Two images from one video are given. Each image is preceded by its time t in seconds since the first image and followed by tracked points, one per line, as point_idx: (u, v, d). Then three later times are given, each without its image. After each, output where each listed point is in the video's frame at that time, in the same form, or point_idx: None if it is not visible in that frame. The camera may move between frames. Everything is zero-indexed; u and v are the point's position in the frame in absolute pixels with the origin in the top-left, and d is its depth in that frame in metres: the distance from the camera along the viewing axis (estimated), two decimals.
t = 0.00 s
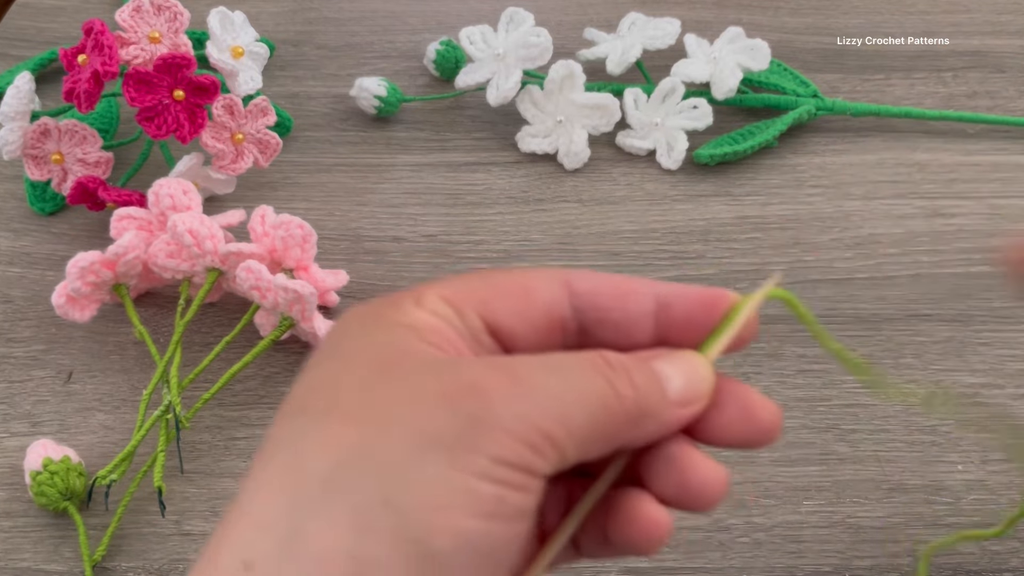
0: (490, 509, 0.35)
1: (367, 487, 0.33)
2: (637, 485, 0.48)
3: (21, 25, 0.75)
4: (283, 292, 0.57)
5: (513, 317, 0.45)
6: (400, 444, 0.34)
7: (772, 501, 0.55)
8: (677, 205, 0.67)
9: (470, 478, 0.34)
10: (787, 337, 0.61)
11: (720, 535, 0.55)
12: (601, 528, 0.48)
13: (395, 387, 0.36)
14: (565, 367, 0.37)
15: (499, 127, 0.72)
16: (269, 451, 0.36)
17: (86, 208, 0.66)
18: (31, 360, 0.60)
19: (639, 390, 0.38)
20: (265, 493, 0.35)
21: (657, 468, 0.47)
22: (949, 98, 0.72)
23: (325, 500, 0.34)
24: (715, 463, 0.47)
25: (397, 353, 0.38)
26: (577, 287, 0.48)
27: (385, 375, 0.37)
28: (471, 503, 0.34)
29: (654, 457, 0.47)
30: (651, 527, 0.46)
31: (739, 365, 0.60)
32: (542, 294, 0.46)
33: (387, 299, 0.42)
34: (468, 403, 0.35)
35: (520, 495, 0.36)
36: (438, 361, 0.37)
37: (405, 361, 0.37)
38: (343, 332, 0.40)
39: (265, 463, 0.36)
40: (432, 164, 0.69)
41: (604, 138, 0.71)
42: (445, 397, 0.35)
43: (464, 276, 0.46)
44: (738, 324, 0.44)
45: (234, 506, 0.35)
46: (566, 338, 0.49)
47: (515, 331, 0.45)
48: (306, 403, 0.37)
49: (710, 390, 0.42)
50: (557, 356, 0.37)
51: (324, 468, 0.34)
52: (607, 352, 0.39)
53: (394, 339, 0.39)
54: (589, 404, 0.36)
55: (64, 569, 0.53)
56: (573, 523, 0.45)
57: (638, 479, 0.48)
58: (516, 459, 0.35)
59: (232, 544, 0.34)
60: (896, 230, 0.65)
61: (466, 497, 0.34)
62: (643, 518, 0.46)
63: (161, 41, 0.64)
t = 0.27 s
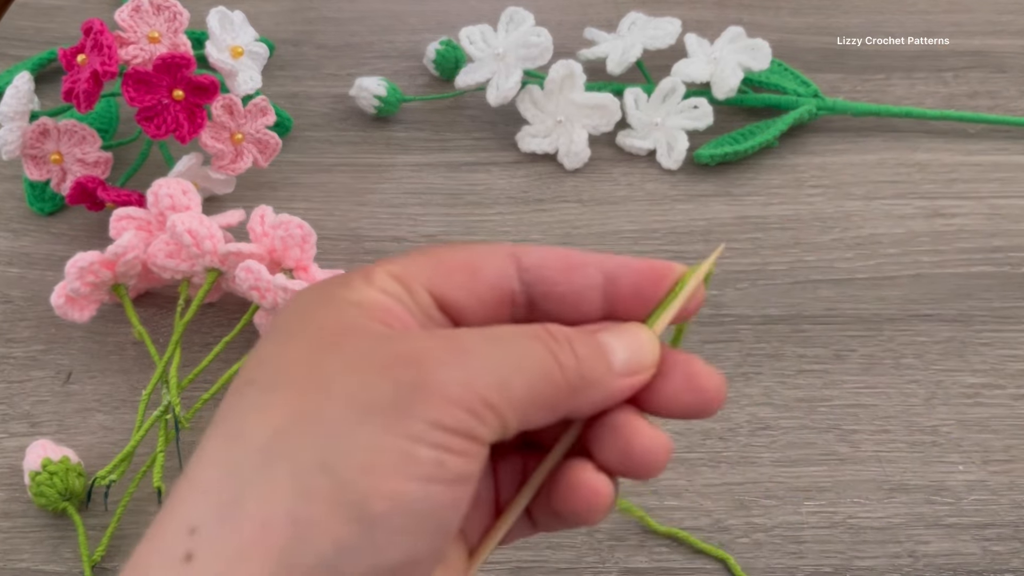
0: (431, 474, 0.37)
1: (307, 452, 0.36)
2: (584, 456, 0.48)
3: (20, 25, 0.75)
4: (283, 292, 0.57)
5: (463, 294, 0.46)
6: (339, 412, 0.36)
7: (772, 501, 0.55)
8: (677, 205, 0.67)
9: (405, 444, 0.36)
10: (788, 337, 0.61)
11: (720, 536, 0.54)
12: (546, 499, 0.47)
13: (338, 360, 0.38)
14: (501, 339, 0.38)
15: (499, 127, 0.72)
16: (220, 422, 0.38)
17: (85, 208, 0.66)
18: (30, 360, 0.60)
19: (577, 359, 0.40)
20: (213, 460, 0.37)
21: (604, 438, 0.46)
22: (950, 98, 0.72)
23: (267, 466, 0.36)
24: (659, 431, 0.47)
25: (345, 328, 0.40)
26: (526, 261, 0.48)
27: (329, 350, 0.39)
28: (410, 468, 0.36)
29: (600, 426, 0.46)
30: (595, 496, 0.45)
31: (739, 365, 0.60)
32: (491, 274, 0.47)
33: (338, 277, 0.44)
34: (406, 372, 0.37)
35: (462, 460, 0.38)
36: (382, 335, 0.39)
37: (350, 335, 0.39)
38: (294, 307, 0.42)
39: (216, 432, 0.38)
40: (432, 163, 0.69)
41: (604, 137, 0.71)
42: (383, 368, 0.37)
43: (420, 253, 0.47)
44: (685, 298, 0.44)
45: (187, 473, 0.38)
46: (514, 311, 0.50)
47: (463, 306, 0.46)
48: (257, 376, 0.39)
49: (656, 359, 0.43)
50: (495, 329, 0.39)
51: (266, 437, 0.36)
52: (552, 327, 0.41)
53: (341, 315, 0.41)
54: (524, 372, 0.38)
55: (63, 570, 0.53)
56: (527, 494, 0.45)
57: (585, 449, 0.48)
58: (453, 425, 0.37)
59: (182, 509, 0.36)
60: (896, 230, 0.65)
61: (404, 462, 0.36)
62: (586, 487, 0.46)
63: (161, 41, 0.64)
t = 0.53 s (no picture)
0: (445, 494, 0.37)
1: (325, 479, 0.35)
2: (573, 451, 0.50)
3: (20, 25, 0.75)
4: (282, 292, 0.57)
5: (447, 289, 0.47)
6: (350, 436, 0.36)
7: (772, 501, 0.55)
8: (677, 205, 0.67)
9: (422, 464, 0.36)
10: (788, 337, 0.60)
11: (720, 536, 0.54)
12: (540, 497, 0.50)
13: (344, 378, 0.38)
14: (505, 350, 0.39)
15: (499, 127, 0.72)
16: (223, 445, 0.38)
17: (85, 208, 0.66)
18: (30, 360, 0.60)
19: (580, 366, 0.41)
20: (221, 487, 0.36)
21: (590, 436, 0.48)
22: (949, 98, 0.72)
23: (281, 496, 0.35)
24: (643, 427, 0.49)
25: (343, 340, 0.40)
26: (509, 256, 0.49)
27: (331, 367, 0.38)
28: (425, 490, 0.36)
29: (586, 425, 0.48)
30: (583, 496, 0.48)
31: (739, 365, 0.60)
32: (474, 268, 0.48)
33: (324, 280, 0.44)
34: (414, 393, 0.37)
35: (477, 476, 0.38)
36: (382, 347, 0.39)
37: (349, 349, 0.39)
38: (284, 315, 0.42)
39: (220, 455, 0.37)
40: (432, 163, 0.69)
41: (604, 137, 0.71)
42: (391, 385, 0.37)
43: (400, 245, 0.47)
44: (661, 292, 0.46)
45: (191, 501, 0.37)
46: (496, 304, 0.51)
47: (447, 300, 0.47)
48: (257, 395, 0.39)
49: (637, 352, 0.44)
50: (495, 337, 0.39)
51: (276, 464, 0.36)
52: (545, 329, 0.41)
53: (336, 325, 0.41)
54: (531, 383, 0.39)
55: (63, 570, 0.53)
56: (507, 485, 0.44)
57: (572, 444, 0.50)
58: (465, 443, 0.37)
59: (193, 541, 0.36)
60: (896, 230, 0.65)
61: (421, 483, 0.36)
62: (575, 488, 0.48)
63: (160, 41, 0.64)
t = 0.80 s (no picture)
0: (546, 537, 0.35)
1: (428, 531, 0.34)
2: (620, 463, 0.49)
3: (22, 26, 0.76)
4: (284, 292, 0.57)
5: (514, 302, 0.44)
6: (456, 485, 0.34)
7: (771, 500, 0.55)
8: (677, 206, 0.67)
9: (524, 510, 0.34)
10: (787, 336, 0.61)
11: (719, 535, 0.55)
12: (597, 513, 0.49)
13: (434, 414, 0.35)
14: (595, 379, 0.37)
15: (499, 128, 0.72)
16: (311, 490, 0.36)
17: (86, 208, 0.66)
18: (32, 359, 0.61)
19: (654, 386, 0.39)
20: (317, 537, 0.35)
21: (645, 451, 0.48)
22: (948, 98, 0.72)
23: (391, 549, 0.34)
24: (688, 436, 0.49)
25: (429, 370, 0.37)
26: (571, 264, 0.46)
27: (425, 403, 0.36)
28: (532, 536, 0.35)
29: (637, 441, 0.48)
30: (645, 514, 0.47)
31: (738, 364, 0.60)
32: (539, 277, 0.45)
33: (393, 296, 0.41)
34: (518, 435, 0.34)
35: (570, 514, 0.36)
36: (471, 377, 0.37)
37: (442, 382, 0.37)
38: (357, 337, 0.40)
39: (310, 501, 0.36)
40: (432, 164, 0.70)
41: (604, 138, 0.71)
42: (485, 425, 0.35)
43: (457, 248, 0.44)
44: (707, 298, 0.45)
45: (285, 551, 0.35)
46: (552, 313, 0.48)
47: (515, 313, 0.44)
48: (344, 434, 0.37)
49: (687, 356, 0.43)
50: (584, 363, 0.37)
51: (382, 517, 0.34)
52: (616, 345, 0.38)
53: (416, 351, 0.38)
54: (616, 412, 0.37)
55: (65, 568, 0.54)
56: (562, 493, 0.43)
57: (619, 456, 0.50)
58: (564, 482, 0.35)
59: None
60: (895, 230, 0.66)
61: (524, 530, 0.34)
62: (636, 507, 0.47)
63: (162, 42, 0.64)
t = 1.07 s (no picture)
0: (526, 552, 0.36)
1: (407, 545, 0.34)
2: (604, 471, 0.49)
3: (21, 25, 0.75)
4: (283, 292, 0.58)
5: (496, 307, 0.44)
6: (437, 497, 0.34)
7: (771, 501, 0.55)
8: (677, 205, 0.67)
9: (506, 524, 0.35)
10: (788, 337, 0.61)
11: (719, 535, 0.55)
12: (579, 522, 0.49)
13: (418, 424, 0.36)
14: (578, 392, 0.37)
15: (499, 127, 0.72)
16: (290, 500, 0.36)
17: (86, 208, 0.66)
18: (31, 360, 0.60)
19: (636, 398, 0.40)
20: (295, 550, 0.34)
21: (628, 459, 0.48)
22: (949, 98, 0.72)
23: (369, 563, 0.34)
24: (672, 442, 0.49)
25: (411, 379, 0.38)
26: (555, 273, 0.46)
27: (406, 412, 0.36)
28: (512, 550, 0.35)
29: (622, 450, 0.48)
30: (625, 525, 0.47)
31: (739, 364, 0.60)
32: (524, 284, 0.45)
33: (375, 301, 0.41)
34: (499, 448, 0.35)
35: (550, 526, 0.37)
36: (455, 388, 0.37)
37: (424, 391, 0.37)
38: (337, 344, 0.40)
39: (289, 512, 0.35)
40: (432, 163, 0.69)
41: (604, 137, 0.71)
42: (469, 437, 0.35)
43: (440, 253, 0.44)
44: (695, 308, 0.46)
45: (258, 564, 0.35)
46: (538, 321, 0.47)
47: (496, 318, 0.44)
48: (324, 443, 0.36)
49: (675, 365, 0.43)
50: (564, 374, 0.38)
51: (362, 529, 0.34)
52: (601, 357, 0.39)
53: (399, 359, 0.38)
54: (597, 424, 0.38)
55: (64, 569, 0.54)
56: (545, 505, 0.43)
57: (603, 463, 0.49)
58: (544, 497, 0.36)
59: None
60: (896, 230, 0.65)
61: (505, 543, 0.35)
62: (617, 518, 0.47)
63: (161, 41, 0.64)
